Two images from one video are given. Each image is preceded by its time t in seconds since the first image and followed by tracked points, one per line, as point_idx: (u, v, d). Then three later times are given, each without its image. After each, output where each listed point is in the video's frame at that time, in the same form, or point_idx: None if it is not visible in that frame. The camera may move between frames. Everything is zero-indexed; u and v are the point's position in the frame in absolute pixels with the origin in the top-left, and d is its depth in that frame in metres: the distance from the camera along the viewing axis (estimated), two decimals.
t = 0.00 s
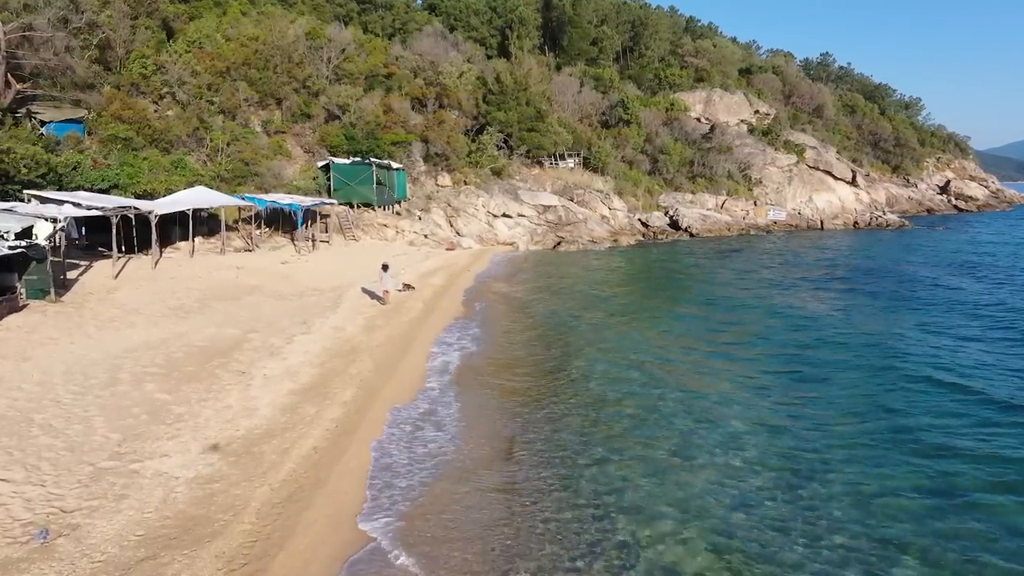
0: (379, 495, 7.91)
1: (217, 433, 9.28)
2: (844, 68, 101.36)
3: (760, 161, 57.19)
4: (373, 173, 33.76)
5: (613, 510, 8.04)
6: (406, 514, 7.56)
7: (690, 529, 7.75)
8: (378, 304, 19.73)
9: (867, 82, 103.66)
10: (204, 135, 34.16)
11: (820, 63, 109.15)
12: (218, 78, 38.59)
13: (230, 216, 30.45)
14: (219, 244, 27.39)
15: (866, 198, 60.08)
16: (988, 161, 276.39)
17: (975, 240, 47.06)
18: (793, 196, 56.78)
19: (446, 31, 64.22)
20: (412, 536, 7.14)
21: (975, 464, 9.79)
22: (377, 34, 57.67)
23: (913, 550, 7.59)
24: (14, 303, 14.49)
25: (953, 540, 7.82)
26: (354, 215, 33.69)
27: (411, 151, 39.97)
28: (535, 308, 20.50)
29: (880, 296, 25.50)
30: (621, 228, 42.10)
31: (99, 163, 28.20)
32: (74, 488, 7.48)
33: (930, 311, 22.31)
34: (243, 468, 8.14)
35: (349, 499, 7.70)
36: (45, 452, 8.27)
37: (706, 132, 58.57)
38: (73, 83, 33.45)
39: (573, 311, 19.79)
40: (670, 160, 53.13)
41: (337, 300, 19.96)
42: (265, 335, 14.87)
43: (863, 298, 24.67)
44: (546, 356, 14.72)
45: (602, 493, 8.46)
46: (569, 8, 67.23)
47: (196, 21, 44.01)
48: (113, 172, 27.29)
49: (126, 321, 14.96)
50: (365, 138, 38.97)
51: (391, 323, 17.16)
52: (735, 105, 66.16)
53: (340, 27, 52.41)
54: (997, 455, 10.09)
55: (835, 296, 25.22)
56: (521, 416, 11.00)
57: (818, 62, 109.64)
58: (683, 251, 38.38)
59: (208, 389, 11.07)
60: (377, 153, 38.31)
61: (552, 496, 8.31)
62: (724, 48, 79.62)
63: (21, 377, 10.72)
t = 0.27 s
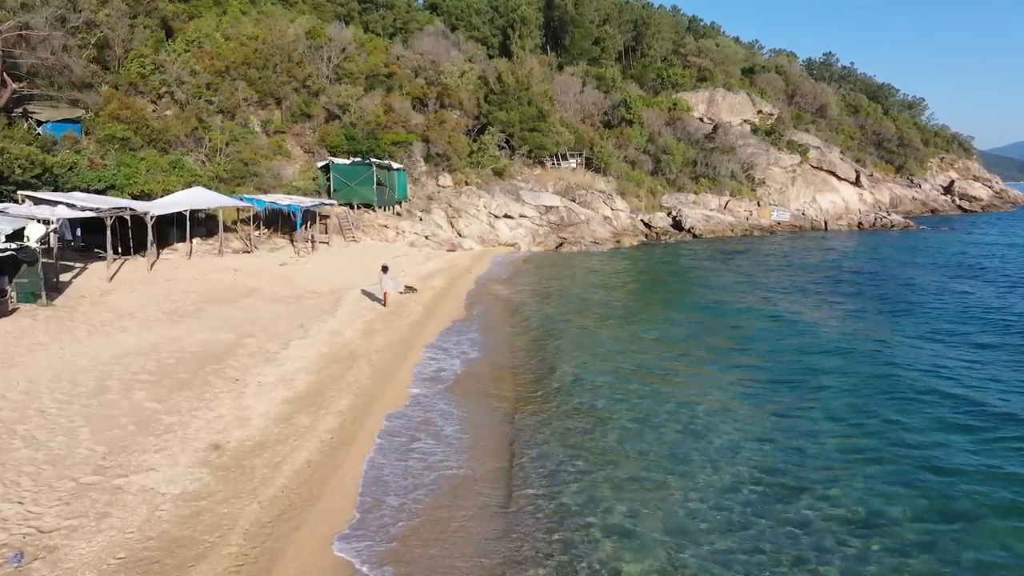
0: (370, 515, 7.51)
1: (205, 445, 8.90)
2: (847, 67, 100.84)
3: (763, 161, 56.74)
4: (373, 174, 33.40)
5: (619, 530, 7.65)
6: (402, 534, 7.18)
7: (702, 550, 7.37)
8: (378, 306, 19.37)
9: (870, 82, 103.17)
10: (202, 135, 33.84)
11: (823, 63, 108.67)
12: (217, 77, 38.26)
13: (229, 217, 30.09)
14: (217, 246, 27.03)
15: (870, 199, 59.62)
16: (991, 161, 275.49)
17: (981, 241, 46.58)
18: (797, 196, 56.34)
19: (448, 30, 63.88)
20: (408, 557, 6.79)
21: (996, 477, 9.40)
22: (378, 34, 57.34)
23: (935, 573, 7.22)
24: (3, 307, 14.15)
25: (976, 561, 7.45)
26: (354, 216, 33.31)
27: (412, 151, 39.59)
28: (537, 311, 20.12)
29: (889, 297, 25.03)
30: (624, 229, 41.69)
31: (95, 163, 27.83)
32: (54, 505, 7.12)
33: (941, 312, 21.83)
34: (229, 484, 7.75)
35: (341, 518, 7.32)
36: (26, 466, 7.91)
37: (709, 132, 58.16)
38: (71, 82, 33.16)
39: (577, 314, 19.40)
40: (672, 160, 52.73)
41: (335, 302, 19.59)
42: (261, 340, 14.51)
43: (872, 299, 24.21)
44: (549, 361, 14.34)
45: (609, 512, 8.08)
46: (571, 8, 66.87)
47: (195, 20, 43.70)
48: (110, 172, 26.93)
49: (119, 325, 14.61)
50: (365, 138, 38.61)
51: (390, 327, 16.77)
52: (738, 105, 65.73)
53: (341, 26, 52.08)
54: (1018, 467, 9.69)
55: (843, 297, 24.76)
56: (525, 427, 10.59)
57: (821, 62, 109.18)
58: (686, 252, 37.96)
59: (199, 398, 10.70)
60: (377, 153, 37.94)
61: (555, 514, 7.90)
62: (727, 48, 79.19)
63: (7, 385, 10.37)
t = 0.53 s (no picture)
0: (364, 536, 7.12)
1: (193, 458, 8.53)
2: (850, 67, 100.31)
3: (766, 162, 56.29)
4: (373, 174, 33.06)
5: (627, 551, 7.28)
6: (396, 558, 6.81)
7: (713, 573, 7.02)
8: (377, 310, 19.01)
9: (873, 81, 102.65)
10: (201, 135, 33.54)
11: (826, 62, 108.17)
12: (216, 77, 37.92)
13: (228, 218, 29.72)
14: (215, 247, 26.68)
15: (874, 199, 59.18)
16: (994, 161, 274.57)
17: (987, 242, 46.12)
18: (800, 196, 55.90)
19: (450, 29, 63.50)
20: None
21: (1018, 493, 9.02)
22: (379, 33, 56.97)
23: None
24: None
25: None
26: (354, 217, 32.94)
27: (412, 151, 39.22)
28: (540, 314, 19.74)
29: (898, 300, 24.59)
30: (626, 229, 41.29)
31: (91, 164, 27.43)
32: (32, 524, 6.76)
33: (951, 315, 21.41)
34: (216, 502, 7.38)
35: (333, 538, 6.97)
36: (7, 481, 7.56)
37: (712, 132, 57.75)
38: (68, 82, 32.84)
39: (581, 318, 19.03)
40: (675, 160, 52.33)
41: (334, 306, 19.22)
42: (257, 345, 14.15)
43: (880, 302, 23.78)
44: (552, 367, 13.97)
45: (616, 531, 7.69)
46: (573, 7, 66.50)
47: (195, 19, 43.35)
48: (107, 172, 26.55)
49: (112, 330, 14.25)
50: (365, 138, 38.24)
51: (389, 332, 16.40)
52: (741, 104, 65.31)
53: (341, 25, 51.70)
54: None
55: (850, 299, 24.34)
56: (528, 438, 10.22)
57: (824, 61, 108.71)
58: (690, 253, 37.56)
59: (190, 407, 10.33)
60: (378, 153, 37.60)
61: (559, 534, 7.52)
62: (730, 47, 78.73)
63: None
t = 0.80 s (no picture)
0: (358, 560, 6.77)
1: (181, 471, 8.16)
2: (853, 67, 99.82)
3: (770, 162, 55.87)
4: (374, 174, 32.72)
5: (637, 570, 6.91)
6: None
7: None
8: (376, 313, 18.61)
9: (876, 81, 102.14)
10: (200, 135, 33.26)
11: (829, 62, 107.68)
12: (215, 76, 37.59)
13: (227, 219, 29.37)
14: (214, 248, 26.35)
15: (878, 200, 58.74)
16: (997, 161, 273.61)
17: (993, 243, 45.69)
18: (804, 196, 55.48)
19: (451, 29, 63.13)
20: None
21: None
22: (380, 33, 56.64)
23: None
24: None
25: None
26: (355, 217, 32.58)
27: (414, 151, 38.89)
28: (543, 318, 19.41)
29: (906, 302, 24.16)
30: (629, 230, 40.90)
31: (88, 164, 27.05)
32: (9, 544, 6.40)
33: (962, 319, 20.97)
34: (203, 522, 7.02)
35: (323, 559, 6.64)
36: None
37: (715, 132, 57.36)
38: (66, 81, 32.54)
39: (585, 322, 18.68)
40: (678, 160, 51.94)
41: (333, 308, 18.86)
42: (253, 350, 13.79)
43: (888, 305, 23.37)
44: (555, 373, 13.63)
45: (625, 551, 7.32)
46: (575, 6, 66.15)
47: (194, 18, 43.03)
48: (104, 173, 26.20)
49: (104, 334, 13.89)
50: (366, 138, 37.91)
51: (388, 336, 16.03)
52: (744, 104, 64.90)
53: (342, 24, 51.36)
54: None
55: (858, 303, 23.94)
56: (531, 448, 9.86)
57: (827, 61, 108.21)
58: (693, 254, 37.16)
59: (180, 416, 9.96)
60: (378, 153, 37.23)
61: (563, 551, 7.18)
62: (733, 47, 78.27)
63: None
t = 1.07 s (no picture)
0: None
1: (170, 486, 7.81)
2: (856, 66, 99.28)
3: (773, 162, 55.44)
4: (374, 175, 32.37)
5: None
6: None
7: None
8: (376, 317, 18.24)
9: (879, 81, 101.58)
10: (200, 134, 32.98)
11: (832, 62, 107.13)
12: (215, 76, 37.27)
13: (226, 219, 29.01)
14: (212, 249, 26.04)
15: (882, 200, 58.29)
16: (1000, 160, 272.62)
17: (999, 245, 45.24)
18: (807, 197, 55.05)
19: (453, 28, 62.78)
20: None
21: None
22: (382, 32, 56.30)
23: None
24: None
25: None
26: (355, 218, 32.24)
27: (414, 151, 38.55)
28: (546, 322, 19.08)
29: (915, 307, 23.77)
30: (632, 231, 40.52)
31: (85, 164, 26.72)
32: None
33: (972, 324, 20.58)
34: (194, 541, 6.68)
35: None
36: None
37: (718, 132, 56.97)
38: (64, 81, 32.26)
39: (588, 326, 18.34)
40: (681, 160, 51.54)
41: (332, 311, 18.52)
42: (248, 355, 13.45)
43: (896, 310, 22.99)
44: (559, 380, 13.31)
45: (634, 574, 6.97)
46: (577, 5, 65.78)
47: (194, 17, 42.69)
48: (100, 173, 25.86)
49: (96, 339, 13.56)
50: (366, 137, 37.57)
51: (388, 340, 15.67)
52: (747, 104, 64.50)
53: (343, 24, 51.00)
54: None
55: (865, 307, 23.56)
56: (535, 460, 9.53)
57: (830, 61, 107.66)
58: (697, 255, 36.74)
59: (171, 426, 9.60)
60: (379, 153, 36.90)
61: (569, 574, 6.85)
62: (736, 46, 77.82)
63: None
